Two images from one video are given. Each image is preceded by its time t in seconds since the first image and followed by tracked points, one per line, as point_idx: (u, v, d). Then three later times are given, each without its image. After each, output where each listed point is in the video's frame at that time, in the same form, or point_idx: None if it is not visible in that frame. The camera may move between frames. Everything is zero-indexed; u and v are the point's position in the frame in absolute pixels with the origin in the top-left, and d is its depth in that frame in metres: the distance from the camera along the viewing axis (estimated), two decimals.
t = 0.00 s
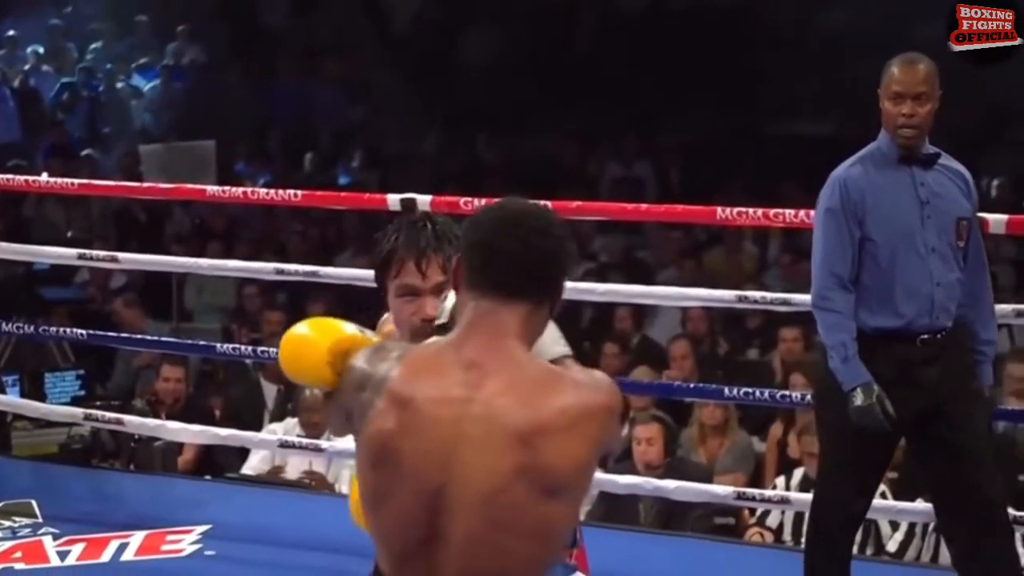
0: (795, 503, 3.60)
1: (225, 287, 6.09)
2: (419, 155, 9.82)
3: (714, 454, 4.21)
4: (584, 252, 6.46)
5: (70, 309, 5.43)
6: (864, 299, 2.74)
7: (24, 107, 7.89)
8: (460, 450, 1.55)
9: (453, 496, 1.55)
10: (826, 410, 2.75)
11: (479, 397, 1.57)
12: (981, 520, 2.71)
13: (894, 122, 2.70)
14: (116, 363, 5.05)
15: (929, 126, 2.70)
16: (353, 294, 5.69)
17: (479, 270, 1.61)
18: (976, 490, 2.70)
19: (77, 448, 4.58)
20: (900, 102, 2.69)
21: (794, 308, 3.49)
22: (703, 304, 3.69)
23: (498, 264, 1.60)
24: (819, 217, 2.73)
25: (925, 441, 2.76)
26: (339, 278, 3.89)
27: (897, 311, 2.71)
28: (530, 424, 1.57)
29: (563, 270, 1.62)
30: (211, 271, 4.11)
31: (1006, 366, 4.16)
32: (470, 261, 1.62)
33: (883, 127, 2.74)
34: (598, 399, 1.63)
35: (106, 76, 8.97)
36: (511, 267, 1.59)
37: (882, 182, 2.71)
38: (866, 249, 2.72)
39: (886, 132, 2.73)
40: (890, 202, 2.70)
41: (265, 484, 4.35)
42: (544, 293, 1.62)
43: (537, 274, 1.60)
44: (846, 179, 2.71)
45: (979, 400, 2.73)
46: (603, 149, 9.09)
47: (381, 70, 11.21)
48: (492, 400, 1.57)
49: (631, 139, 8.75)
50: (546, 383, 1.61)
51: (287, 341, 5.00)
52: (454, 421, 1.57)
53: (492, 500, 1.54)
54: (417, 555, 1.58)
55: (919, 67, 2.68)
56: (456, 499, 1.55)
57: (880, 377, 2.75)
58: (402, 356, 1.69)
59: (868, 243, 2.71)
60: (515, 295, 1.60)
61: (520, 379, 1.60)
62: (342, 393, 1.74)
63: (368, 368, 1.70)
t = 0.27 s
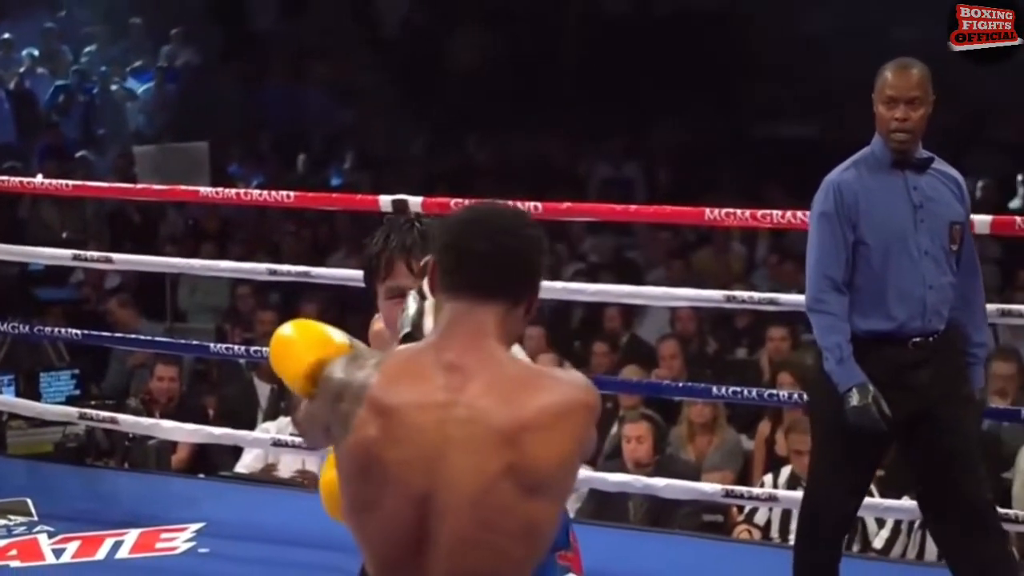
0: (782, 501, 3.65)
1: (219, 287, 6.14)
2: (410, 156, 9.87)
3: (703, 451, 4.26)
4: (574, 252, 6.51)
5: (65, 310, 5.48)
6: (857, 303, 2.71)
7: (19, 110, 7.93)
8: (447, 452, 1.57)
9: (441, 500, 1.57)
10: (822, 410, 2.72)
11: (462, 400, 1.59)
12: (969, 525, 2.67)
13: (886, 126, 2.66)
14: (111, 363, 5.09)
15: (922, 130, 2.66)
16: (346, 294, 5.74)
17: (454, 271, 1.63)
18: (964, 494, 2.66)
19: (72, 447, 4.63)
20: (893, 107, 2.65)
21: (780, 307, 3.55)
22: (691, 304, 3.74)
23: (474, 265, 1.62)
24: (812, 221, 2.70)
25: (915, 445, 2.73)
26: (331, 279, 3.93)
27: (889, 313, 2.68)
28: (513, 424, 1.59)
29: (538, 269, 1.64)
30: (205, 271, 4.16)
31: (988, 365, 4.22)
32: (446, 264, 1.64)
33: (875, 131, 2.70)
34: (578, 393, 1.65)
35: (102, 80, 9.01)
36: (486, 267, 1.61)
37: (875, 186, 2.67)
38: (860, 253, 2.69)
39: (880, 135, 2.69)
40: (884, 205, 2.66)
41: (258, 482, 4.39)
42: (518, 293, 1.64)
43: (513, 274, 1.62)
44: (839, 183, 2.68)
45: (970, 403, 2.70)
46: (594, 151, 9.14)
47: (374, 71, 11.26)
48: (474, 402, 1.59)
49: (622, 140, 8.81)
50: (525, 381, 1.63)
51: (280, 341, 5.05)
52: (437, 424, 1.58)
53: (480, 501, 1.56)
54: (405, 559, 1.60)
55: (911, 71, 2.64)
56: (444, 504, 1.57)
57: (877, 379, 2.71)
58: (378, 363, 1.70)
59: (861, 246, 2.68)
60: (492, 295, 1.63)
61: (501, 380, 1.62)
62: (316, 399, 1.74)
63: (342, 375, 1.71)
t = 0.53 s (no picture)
0: (768, 497, 3.70)
1: (213, 287, 6.20)
2: (402, 156, 9.94)
3: (691, 448, 4.31)
4: (563, 252, 6.58)
5: (62, 309, 5.54)
6: (852, 306, 2.66)
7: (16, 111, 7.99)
8: (431, 454, 1.56)
9: (428, 503, 1.56)
10: (818, 410, 2.68)
11: (443, 401, 1.59)
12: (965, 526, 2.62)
13: (882, 129, 2.62)
14: (107, 361, 5.15)
15: (917, 134, 2.62)
16: (339, 293, 5.80)
17: (429, 273, 1.62)
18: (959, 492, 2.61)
19: (68, 444, 4.68)
20: (888, 110, 2.61)
21: (768, 305, 3.60)
22: (678, 303, 3.80)
23: (445, 266, 1.61)
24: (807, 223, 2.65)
25: (910, 449, 2.67)
26: (324, 278, 3.99)
27: (882, 315, 2.63)
28: (497, 424, 1.59)
29: (509, 267, 1.63)
30: (199, 271, 4.21)
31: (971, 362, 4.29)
32: (417, 267, 1.63)
33: (871, 134, 2.66)
34: (557, 390, 1.65)
35: (98, 82, 9.06)
36: (458, 267, 1.61)
37: (870, 189, 2.63)
38: (854, 255, 2.64)
39: (874, 139, 2.65)
40: (878, 208, 2.62)
41: (252, 479, 4.45)
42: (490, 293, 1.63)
43: (485, 273, 1.61)
44: (834, 187, 2.63)
45: (963, 408, 2.65)
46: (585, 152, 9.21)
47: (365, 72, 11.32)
48: (455, 404, 1.59)
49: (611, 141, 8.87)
50: (504, 381, 1.63)
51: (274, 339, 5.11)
52: (419, 429, 1.57)
53: (464, 502, 1.56)
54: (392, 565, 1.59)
55: (907, 74, 2.60)
56: (429, 507, 1.56)
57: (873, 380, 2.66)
58: (354, 369, 1.68)
59: (855, 249, 2.63)
60: (465, 295, 1.62)
61: (478, 382, 1.61)
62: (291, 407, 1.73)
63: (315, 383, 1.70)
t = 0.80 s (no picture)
0: (758, 493, 3.75)
1: (210, 287, 6.26)
2: (397, 158, 10.00)
3: (682, 446, 4.37)
4: (557, 253, 6.64)
5: (61, 309, 5.60)
6: (851, 310, 2.66)
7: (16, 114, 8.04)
8: (418, 457, 1.56)
9: (417, 508, 1.55)
10: (817, 412, 2.69)
11: (427, 405, 1.59)
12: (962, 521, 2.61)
13: (879, 134, 2.62)
14: (106, 360, 5.21)
15: (915, 138, 2.62)
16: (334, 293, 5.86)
17: (400, 277, 1.63)
18: (954, 488, 2.60)
19: (67, 443, 4.74)
20: (886, 115, 2.61)
21: (756, 305, 3.66)
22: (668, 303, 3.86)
23: (419, 272, 1.62)
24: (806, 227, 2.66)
25: (909, 450, 2.67)
26: (319, 279, 4.04)
27: (880, 318, 2.63)
28: (480, 426, 1.59)
29: (483, 268, 1.64)
30: (196, 271, 4.26)
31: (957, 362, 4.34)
32: (394, 271, 1.63)
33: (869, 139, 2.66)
34: (537, 391, 1.65)
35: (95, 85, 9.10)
36: (433, 271, 1.61)
37: (868, 193, 2.63)
38: (851, 259, 2.64)
39: (874, 143, 2.64)
40: (876, 212, 2.62)
41: (248, 477, 4.51)
42: (464, 296, 1.64)
43: (460, 275, 1.62)
44: (832, 191, 2.64)
45: (960, 410, 2.65)
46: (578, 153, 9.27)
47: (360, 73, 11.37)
48: (440, 407, 1.59)
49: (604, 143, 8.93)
50: (485, 384, 1.63)
51: (270, 339, 5.17)
52: (405, 435, 1.57)
53: (453, 504, 1.56)
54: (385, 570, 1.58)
55: (904, 79, 2.59)
56: (418, 512, 1.55)
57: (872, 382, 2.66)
58: (333, 378, 1.67)
59: (852, 253, 2.64)
60: (442, 299, 1.63)
61: (459, 386, 1.62)
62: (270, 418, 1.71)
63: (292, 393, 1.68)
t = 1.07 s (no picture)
0: (751, 491, 3.80)
1: (210, 288, 6.33)
2: (394, 160, 10.05)
3: (675, 444, 4.42)
4: (551, 254, 6.70)
5: (62, 309, 5.66)
6: (852, 311, 2.72)
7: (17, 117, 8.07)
8: (409, 465, 1.57)
9: (407, 516, 1.56)
10: (817, 412, 2.74)
11: (415, 414, 1.60)
12: (958, 518, 2.65)
13: (881, 139, 2.67)
14: (106, 360, 5.27)
15: (916, 143, 2.67)
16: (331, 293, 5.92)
17: (379, 285, 1.63)
18: (954, 487, 2.64)
19: (69, 441, 4.80)
20: (888, 120, 2.66)
21: (748, 305, 3.72)
22: (662, 303, 3.91)
23: (400, 275, 1.62)
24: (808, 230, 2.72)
25: (911, 449, 2.72)
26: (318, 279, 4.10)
27: (880, 322, 2.69)
28: (469, 431, 1.60)
29: (464, 271, 1.65)
30: (195, 272, 4.31)
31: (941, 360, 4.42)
32: (376, 277, 1.63)
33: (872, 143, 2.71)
34: (520, 393, 1.67)
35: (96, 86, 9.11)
36: (411, 275, 1.62)
37: (870, 198, 2.69)
38: (852, 262, 2.70)
39: (874, 149, 2.70)
40: (877, 216, 2.68)
41: (246, 475, 4.56)
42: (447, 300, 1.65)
43: (440, 279, 1.63)
44: (833, 195, 2.69)
45: (959, 411, 2.69)
46: (573, 155, 9.34)
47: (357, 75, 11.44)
48: (429, 415, 1.60)
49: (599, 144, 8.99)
50: (469, 389, 1.64)
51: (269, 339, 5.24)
52: (395, 442, 1.58)
53: (445, 510, 1.57)
54: None
55: (906, 86, 2.64)
56: (410, 519, 1.56)
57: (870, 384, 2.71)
58: (318, 386, 1.67)
59: (853, 256, 2.69)
60: (424, 304, 1.63)
61: (444, 391, 1.63)
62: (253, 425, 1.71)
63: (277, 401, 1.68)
